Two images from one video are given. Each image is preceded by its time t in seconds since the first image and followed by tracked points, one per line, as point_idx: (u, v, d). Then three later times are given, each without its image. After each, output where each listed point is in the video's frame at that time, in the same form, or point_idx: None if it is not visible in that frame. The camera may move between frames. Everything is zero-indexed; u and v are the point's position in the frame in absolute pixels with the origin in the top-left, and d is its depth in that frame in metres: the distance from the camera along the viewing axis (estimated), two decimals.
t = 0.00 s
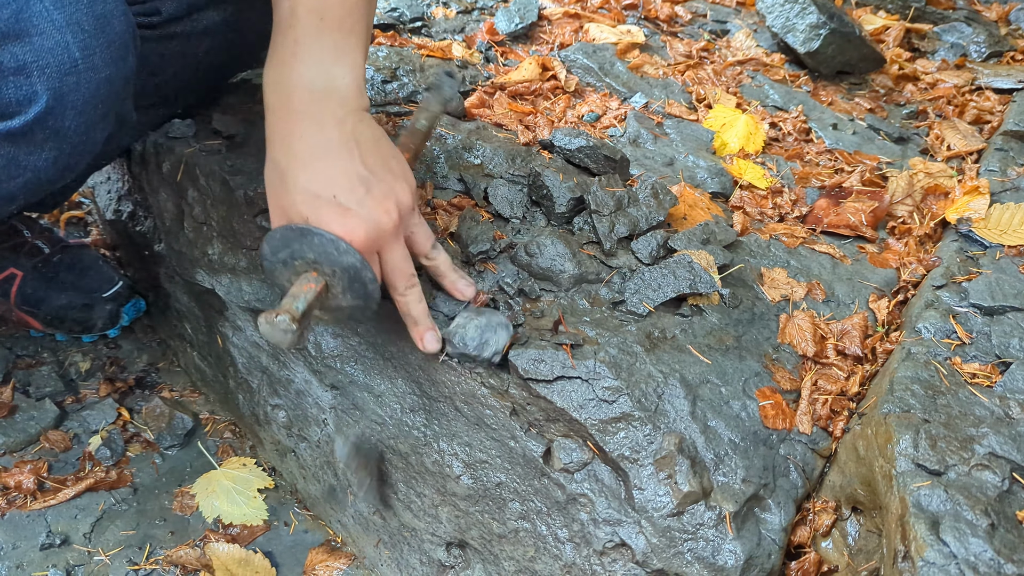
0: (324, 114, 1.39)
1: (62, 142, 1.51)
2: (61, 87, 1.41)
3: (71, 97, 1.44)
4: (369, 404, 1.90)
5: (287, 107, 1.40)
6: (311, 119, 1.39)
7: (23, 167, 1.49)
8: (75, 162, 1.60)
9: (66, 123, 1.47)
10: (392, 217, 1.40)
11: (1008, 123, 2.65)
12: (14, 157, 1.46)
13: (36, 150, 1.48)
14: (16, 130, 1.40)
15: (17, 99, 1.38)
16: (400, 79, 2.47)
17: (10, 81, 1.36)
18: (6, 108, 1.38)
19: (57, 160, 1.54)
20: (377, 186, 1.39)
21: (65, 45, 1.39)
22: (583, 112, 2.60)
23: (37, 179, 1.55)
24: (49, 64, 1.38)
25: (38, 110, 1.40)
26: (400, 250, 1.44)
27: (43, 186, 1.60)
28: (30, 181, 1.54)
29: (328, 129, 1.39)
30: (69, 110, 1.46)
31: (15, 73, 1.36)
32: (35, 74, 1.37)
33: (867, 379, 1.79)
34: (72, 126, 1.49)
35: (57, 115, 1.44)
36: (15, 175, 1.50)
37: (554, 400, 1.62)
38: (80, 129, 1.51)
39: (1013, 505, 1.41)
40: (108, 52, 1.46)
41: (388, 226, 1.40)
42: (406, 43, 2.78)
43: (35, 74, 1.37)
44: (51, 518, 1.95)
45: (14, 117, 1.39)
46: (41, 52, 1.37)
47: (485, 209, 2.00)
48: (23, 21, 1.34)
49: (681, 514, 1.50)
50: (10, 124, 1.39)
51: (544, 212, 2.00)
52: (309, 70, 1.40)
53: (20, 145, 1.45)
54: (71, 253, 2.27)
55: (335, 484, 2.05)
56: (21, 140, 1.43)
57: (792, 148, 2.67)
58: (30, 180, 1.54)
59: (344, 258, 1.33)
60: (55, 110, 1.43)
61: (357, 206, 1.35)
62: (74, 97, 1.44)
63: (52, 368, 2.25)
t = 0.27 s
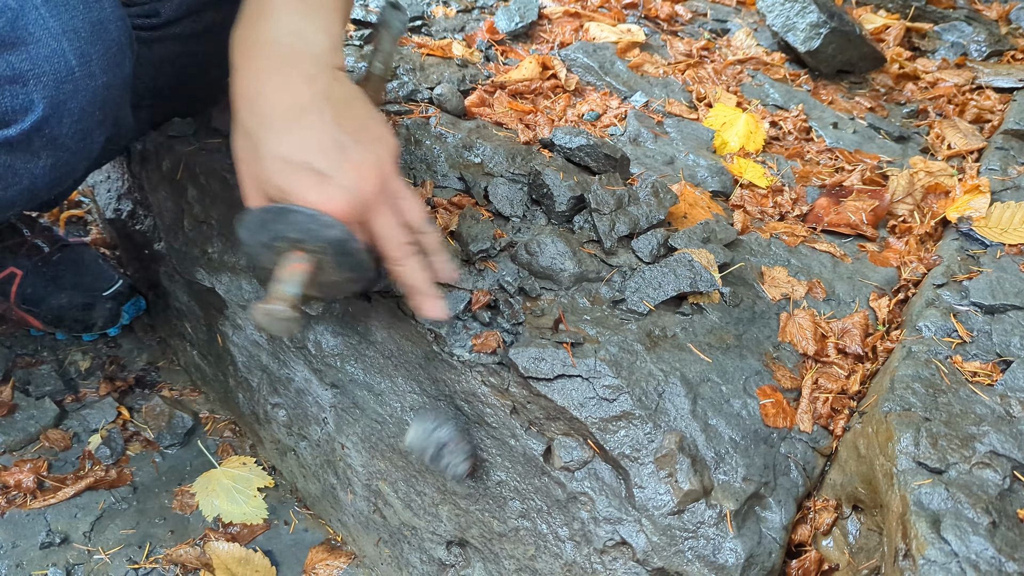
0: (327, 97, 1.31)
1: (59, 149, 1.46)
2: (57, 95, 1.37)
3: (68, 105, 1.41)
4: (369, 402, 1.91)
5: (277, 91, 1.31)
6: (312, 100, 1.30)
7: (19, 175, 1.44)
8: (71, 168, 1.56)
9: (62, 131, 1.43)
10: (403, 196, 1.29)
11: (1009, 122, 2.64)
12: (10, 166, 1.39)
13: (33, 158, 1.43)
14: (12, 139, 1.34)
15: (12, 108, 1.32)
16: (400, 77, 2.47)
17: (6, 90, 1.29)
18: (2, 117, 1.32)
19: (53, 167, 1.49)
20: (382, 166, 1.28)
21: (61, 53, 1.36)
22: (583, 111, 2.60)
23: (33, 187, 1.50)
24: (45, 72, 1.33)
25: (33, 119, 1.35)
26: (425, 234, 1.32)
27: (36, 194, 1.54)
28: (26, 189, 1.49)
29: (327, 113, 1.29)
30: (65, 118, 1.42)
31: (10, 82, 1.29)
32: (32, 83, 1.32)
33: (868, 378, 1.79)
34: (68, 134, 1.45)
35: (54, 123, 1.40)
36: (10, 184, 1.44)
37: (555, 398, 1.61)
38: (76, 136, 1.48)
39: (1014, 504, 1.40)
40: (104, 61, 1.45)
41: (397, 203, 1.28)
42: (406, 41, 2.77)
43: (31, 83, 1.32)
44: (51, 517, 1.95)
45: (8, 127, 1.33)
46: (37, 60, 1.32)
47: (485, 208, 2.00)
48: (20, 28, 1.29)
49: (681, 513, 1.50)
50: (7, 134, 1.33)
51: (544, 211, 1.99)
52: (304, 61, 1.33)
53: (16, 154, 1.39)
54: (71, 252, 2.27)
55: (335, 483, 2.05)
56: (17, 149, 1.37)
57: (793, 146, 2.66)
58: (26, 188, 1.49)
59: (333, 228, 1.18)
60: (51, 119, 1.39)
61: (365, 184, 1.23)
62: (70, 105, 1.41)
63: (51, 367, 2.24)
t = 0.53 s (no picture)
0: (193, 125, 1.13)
1: (56, 143, 1.44)
2: (54, 90, 1.34)
3: (65, 99, 1.37)
4: (369, 400, 1.93)
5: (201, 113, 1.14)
6: (228, 136, 1.11)
7: (17, 169, 1.42)
8: (65, 164, 1.53)
9: (60, 126, 1.40)
10: (298, 262, 1.09)
11: (1010, 119, 2.64)
12: (7, 160, 1.38)
13: (29, 153, 1.41)
14: (11, 133, 1.33)
15: (9, 102, 1.30)
16: (400, 74, 2.46)
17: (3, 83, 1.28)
18: None
19: (52, 162, 1.47)
20: (291, 228, 1.10)
21: (58, 46, 1.32)
22: (583, 108, 2.59)
23: (31, 181, 1.48)
24: (42, 66, 1.31)
25: (32, 112, 1.33)
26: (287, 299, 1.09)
27: (31, 189, 1.53)
28: (24, 183, 1.47)
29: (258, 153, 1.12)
30: (63, 112, 1.39)
31: (6, 75, 1.28)
32: (29, 77, 1.30)
33: (869, 375, 1.78)
34: (66, 129, 1.42)
35: (52, 118, 1.37)
36: (9, 178, 1.43)
37: (554, 395, 1.61)
38: (74, 130, 1.44)
39: (1016, 500, 1.40)
40: (102, 53, 1.39)
41: (292, 268, 1.08)
42: (406, 38, 2.77)
43: (28, 76, 1.30)
44: (49, 514, 1.94)
45: (6, 121, 1.31)
46: (34, 53, 1.30)
47: (485, 204, 1.99)
48: (17, 22, 1.28)
49: (681, 509, 1.49)
50: (3, 127, 1.31)
51: (544, 208, 1.99)
52: (238, 87, 1.13)
53: (14, 148, 1.38)
54: (69, 250, 2.25)
55: (335, 481, 2.05)
56: (15, 143, 1.36)
57: (793, 144, 2.66)
58: (23, 182, 1.47)
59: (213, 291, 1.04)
60: (50, 114, 1.36)
61: (254, 245, 1.07)
62: (68, 100, 1.38)
63: (50, 365, 2.24)
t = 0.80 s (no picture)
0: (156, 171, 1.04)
1: (54, 143, 1.41)
2: (54, 89, 1.32)
3: (65, 99, 1.36)
4: (369, 400, 1.91)
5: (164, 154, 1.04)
6: (168, 187, 1.01)
7: (15, 170, 1.39)
8: (67, 163, 1.51)
9: (58, 124, 1.38)
10: (171, 277, 0.91)
11: (1010, 119, 2.63)
12: (6, 160, 1.34)
13: (28, 152, 1.37)
14: (9, 133, 1.29)
15: (8, 101, 1.26)
16: (399, 74, 2.46)
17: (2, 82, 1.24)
18: None
19: (50, 162, 1.44)
20: (192, 255, 0.94)
21: (58, 46, 1.30)
22: (583, 108, 2.59)
23: (29, 182, 1.44)
24: (43, 65, 1.28)
25: (30, 111, 1.30)
26: (153, 318, 0.92)
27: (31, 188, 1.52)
28: (21, 185, 1.44)
29: (171, 190, 1.00)
30: (62, 112, 1.37)
31: (7, 74, 1.24)
32: (28, 76, 1.27)
33: (869, 376, 1.78)
34: (64, 128, 1.40)
35: (51, 117, 1.35)
36: (6, 179, 1.39)
37: (554, 395, 1.60)
38: (72, 130, 1.42)
39: (1017, 502, 1.40)
40: (103, 54, 1.40)
41: (160, 281, 0.91)
42: (406, 38, 2.76)
43: (28, 75, 1.27)
44: (49, 515, 1.94)
45: (4, 120, 1.28)
46: (35, 52, 1.27)
47: (484, 205, 1.99)
48: (17, 20, 1.24)
49: (681, 510, 1.49)
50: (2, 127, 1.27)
51: (544, 208, 1.98)
52: (209, 126, 1.03)
53: (12, 148, 1.33)
54: (68, 250, 2.29)
55: (334, 481, 2.06)
56: (13, 142, 1.32)
57: (793, 144, 2.65)
58: (22, 183, 1.44)
59: (84, 307, 0.91)
60: (47, 113, 1.34)
61: (140, 257, 0.93)
62: (67, 99, 1.36)
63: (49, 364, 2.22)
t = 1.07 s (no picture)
0: (248, 222, 1.21)
1: (56, 140, 1.46)
2: (55, 86, 1.36)
3: (66, 96, 1.39)
4: (368, 401, 1.91)
5: (251, 209, 1.21)
6: (262, 235, 1.17)
7: (16, 165, 1.44)
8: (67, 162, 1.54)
9: (60, 122, 1.42)
10: (276, 282, 1.03)
11: (1010, 120, 2.63)
12: (7, 155, 1.41)
13: (29, 148, 1.43)
14: (10, 127, 1.35)
15: (11, 97, 1.31)
16: (399, 75, 2.46)
17: (5, 78, 1.28)
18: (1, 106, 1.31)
19: (49, 160, 1.49)
20: (294, 269, 1.07)
21: (61, 44, 1.33)
22: (583, 109, 2.59)
23: (32, 177, 1.51)
24: (44, 62, 1.32)
25: (32, 107, 1.35)
26: (259, 316, 1.01)
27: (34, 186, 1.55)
28: (23, 180, 1.50)
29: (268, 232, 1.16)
30: (64, 109, 1.41)
31: (9, 70, 1.28)
32: (31, 72, 1.31)
33: (869, 376, 1.78)
34: (67, 125, 1.44)
35: (52, 114, 1.39)
36: (7, 173, 1.46)
37: (554, 396, 1.60)
38: (74, 127, 1.46)
39: (1017, 503, 1.39)
40: (104, 52, 1.42)
41: (266, 284, 1.03)
42: (406, 39, 2.76)
43: (30, 72, 1.31)
44: (48, 517, 1.92)
45: (7, 116, 1.33)
46: (37, 50, 1.30)
47: (484, 205, 1.99)
48: (20, 17, 1.27)
49: (681, 511, 1.49)
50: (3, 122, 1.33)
51: (544, 209, 1.98)
52: (293, 178, 1.21)
53: (13, 143, 1.40)
54: (68, 250, 2.29)
55: (334, 482, 2.06)
56: (14, 138, 1.38)
57: (793, 144, 2.65)
58: (23, 178, 1.50)
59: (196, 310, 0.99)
60: (50, 109, 1.38)
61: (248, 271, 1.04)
62: (69, 97, 1.40)
63: (49, 365, 2.22)
